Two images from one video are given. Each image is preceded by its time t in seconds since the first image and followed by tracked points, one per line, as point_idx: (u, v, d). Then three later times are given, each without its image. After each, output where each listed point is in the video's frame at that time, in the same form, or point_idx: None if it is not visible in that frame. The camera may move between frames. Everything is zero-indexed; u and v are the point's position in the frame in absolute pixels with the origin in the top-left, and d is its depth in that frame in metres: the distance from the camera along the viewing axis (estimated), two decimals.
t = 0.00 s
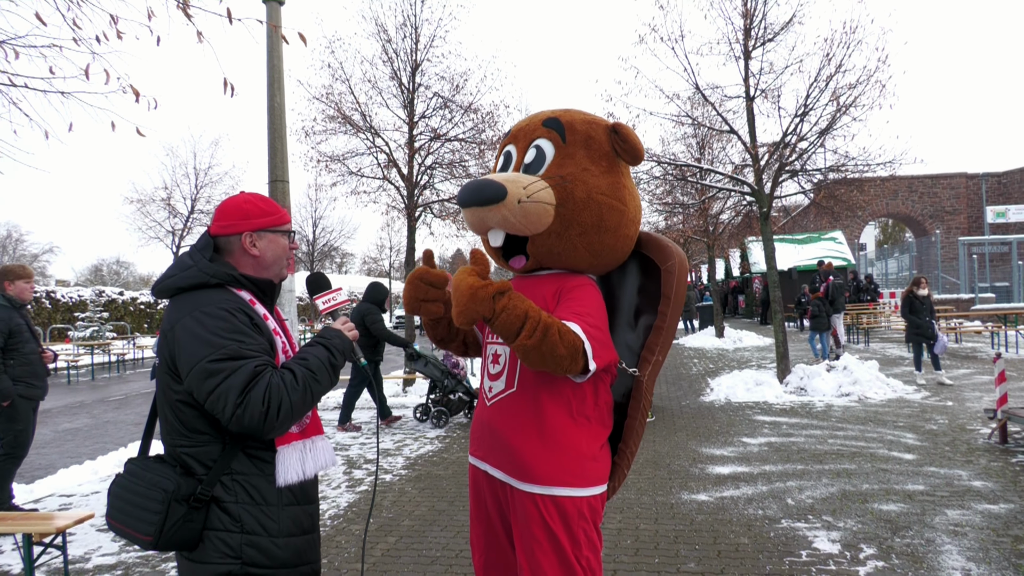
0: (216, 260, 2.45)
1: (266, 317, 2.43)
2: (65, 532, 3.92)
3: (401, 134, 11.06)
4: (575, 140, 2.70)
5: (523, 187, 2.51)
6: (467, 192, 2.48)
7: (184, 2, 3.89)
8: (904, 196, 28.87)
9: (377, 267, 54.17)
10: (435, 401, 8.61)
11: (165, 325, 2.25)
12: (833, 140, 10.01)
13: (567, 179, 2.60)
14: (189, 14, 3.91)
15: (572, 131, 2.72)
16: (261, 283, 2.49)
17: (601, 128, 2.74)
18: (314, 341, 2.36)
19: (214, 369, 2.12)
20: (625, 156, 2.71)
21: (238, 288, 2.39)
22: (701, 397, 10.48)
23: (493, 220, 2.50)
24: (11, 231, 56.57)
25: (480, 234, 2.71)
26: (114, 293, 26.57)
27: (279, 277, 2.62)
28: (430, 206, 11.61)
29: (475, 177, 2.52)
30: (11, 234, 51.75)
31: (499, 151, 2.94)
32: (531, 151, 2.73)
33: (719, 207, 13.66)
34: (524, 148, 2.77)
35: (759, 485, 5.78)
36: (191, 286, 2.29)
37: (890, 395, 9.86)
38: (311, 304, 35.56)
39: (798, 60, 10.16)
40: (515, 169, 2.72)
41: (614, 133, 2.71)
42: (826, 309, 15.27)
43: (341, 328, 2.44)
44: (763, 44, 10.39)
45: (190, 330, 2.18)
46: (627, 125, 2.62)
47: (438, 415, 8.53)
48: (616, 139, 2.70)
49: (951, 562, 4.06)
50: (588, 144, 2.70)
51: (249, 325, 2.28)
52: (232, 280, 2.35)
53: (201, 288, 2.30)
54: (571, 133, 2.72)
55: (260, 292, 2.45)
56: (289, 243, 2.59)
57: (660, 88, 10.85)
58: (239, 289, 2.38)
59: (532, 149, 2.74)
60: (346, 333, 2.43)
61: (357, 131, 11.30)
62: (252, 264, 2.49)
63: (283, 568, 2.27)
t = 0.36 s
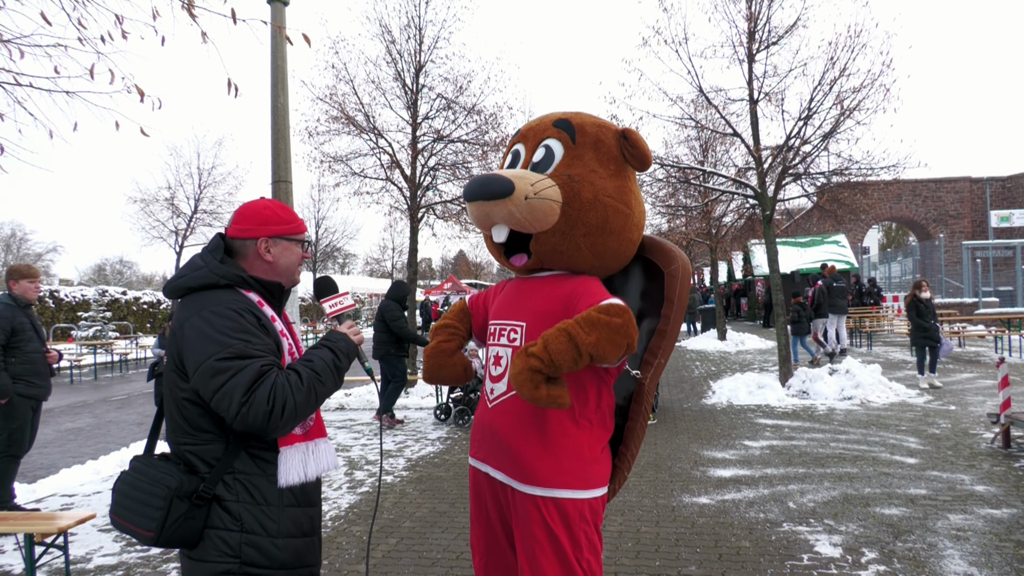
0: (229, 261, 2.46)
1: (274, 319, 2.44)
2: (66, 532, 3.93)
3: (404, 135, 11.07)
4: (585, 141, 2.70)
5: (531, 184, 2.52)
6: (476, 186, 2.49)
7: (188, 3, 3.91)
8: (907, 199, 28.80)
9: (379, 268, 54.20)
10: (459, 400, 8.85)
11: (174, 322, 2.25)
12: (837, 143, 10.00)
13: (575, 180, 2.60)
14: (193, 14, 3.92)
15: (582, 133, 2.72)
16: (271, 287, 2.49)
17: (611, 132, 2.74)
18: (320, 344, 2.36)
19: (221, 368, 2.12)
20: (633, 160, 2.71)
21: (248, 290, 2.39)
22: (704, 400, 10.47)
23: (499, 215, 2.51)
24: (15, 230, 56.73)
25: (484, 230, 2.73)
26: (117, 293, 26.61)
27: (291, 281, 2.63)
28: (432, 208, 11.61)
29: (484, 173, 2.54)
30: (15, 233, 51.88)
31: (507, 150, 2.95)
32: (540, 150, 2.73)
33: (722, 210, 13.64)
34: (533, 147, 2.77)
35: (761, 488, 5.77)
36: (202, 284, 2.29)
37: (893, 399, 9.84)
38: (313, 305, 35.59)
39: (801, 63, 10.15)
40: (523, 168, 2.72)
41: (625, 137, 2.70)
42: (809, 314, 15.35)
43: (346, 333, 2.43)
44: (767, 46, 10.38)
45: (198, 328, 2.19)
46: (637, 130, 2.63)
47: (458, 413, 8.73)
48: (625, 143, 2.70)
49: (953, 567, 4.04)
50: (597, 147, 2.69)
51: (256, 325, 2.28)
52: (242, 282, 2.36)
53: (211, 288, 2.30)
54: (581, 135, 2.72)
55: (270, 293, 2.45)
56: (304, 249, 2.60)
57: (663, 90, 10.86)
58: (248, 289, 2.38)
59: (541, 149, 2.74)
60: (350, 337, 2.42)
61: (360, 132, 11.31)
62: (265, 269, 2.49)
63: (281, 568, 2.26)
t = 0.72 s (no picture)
0: (250, 261, 2.48)
1: (289, 318, 2.44)
2: (64, 531, 3.93)
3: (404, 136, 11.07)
4: (575, 140, 2.70)
5: (522, 187, 2.54)
6: (468, 192, 2.53)
7: (189, 3, 3.92)
8: (907, 202, 28.85)
9: (379, 268, 54.19)
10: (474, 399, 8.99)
11: (196, 317, 2.29)
12: (837, 145, 10.02)
13: (566, 181, 2.61)
14: (194, 14, 3.93)
15: (572, 132, 2.73)
16: (290, 287, 2.50)
17: (601, 129, 2.74)
18: (330, 342, 2.36)
19: (235, 360, 2.15)
20: (624, 157, 2.71)
21: (266, 288, 2.40)
22: (702, 401, 10.48)
23: (493, 219, 2.54)
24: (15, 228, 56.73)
25: (480, 234, 2.76)
26: (116, 291, 26.60)
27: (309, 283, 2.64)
28: (432, 208, 11.62)
29: (476, 178, 2.57)
30: (15, 231, 51.88)
31: (500, 151, 2.97)
32: (532, 151, 2.74)
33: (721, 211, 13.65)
34: (524, 148, 2.79)
35: (759, 490, 5.78)
36: (220, 281, 2.32)
37: (891, 402, 9.85)
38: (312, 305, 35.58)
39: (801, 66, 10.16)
40: (515, 170, 2.74)
41: (614, 134, 2.71)
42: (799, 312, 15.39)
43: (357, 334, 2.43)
44: (767, 49, 10.39)
45: (215, 322, 2.22)
46: (626, 127, 2.63)
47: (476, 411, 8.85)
48: (616, 141, 2.70)
49: (951, 570, 4.05)
50: (588, 145, 2.70)
51: (271, 322, 2.30)
52: (261, 280, 2.37)
53: (231, 285, 2.33)
54: (571, 134, 2.72)
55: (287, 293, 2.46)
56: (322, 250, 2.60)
57: (663, 92, 10.87)
58: (266, 288, 2.39)
59: (532, 150, 2.75)
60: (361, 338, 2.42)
61: (360, 132, 11.32)
62: (286, 269, 2.50)
63: (280, 558, 2.25)
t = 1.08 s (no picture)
0: (261, 263, 2.49)
1: (300, 321, 2.45)
2: (69, 532, 3.93)
3: (409, 138, 11.10)
4: (578, 145, 2.71)
5: (524, 191, 2.54)
6: (471, 197, 2.54)
7: (195, 6, 3.94)
8: (912, 206, 28.78)
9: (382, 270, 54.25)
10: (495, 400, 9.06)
11: (207, 317, 2.31)
12: (841, 149, 10.01)
13: (568, 185, 2.61)
14: (201, 17, 3.96)
15: (574, 137, 2.73)
16: (301, 289, 2.51)
17: (604, 134, 2.75)
18: (339, 344, 2.36)
19: (243, 361, 2.16)
20: (627, 161, 2.71)
21: (276, 290, 2.41)
22: (706, 405, 10.46)
23: (495, 224, 2.55)
24: (20, 230, 57.01)
25: (483, 238, 2.77)
26: (120, 293, 26.68)
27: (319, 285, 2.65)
28: (436, 211, 11.63)
29: (478, 183, 2.58)
30: (19, 233, 52.14)
31: (503, 155, 2.97)
32: (535, 156, 2.75)
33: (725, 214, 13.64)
34: (527, 153, 2.79)
35: (763, 494, 5.76)
36: (232, 283, 2.33)
37: (896, 406, 9.82)
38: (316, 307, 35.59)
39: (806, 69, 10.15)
40: (518, 174, 2.74)
41: (618, 138, 2.71)
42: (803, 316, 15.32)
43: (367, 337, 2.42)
44: (771, 52, 10.39)
45: (225, 323, 2.24)
46: (629, 131, 2.63)
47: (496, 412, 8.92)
48: (618, 145, 2.71)
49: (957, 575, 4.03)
50: (589, 149, 2.71)
51: (281, 324, 2.31)
52: (271, 282, 2.39)
53: (242, 286, 2.34)
54: (574, 139, 2.73)
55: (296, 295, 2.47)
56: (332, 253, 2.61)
57: (667, 95, 10.87)
58: (276, 291, 2.40)
59: (535, 155, 2.76)
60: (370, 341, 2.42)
61: (365, 135, 11.34)
62: (297, 271, 2.51)
63: (287, 555, 2.25)
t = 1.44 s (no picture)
0: (266, 265, 2.50)
1: (303, 323, 2.46)
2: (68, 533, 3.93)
3: (410, 140, 11.11)
4: (576, 148, 2.71)
5: (523, 195, 2.54)
6: (469, 199, 2.55)
7: (197, 8, 3.96)
8: (914, 208, 28.75)
9: (384, 272, 54.30)
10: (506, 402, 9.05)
11: (211, 318, 2.32)
12: (843, 151, 10.02)
13: (568, 188, 2.62)
14: (203, 19, 3.98)
15: (573, 140, 2.74)
16: (306, 292, 2.52)
17: (602, 137, 2.75)
18: (342, 347, 2.37)
19: (246, 362, 2.17)
20: (625, 164, 2.71)
21: (280, 292, 2.42)
22: (707, 407, 10.44)
23: (494, 227, 2.55)
24: (23, 230, 57.16)
25: (482, 241, 2.77)
26: (123, 294, 26.73)
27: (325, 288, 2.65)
28: (438, 213, 11.64)
29: (476, 186, 2.58)
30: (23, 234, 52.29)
31: (503, 159, 2.98)
32: (534, 160, 2.75)
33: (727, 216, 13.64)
34: (527, 157, 2.80)
35: (764, 497, 5.75)
36: (238, 284, 2.34)
37: (898, 408, 9.81)
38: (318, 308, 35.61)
39: (808, 71, 10.15)
40: (518, 178, 2.75)
41: (616, 141, 2.71)
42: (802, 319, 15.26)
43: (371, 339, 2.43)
44: (773, 55, 10.40)
45: (229, 325, 2.24)
46: (627, 134, 2.63)
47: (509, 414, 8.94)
48: (616, 147, 2.71)
49: None
50: (588, 153, 2.71)
51: (285, 325, 2.31)
52: (275, 284, 2.39)
53: (246, 288, 2.35)
54: (572, 142, 2.73)
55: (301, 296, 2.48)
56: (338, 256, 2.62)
57: (669, 98, 10.89)
58: (280, 292, 2.41)
59: (534, 158, 2.76)
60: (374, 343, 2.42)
61: (367, 137, 11.36)
62: (301, 273, 2.52)
63: (287, 557, 2.25)
